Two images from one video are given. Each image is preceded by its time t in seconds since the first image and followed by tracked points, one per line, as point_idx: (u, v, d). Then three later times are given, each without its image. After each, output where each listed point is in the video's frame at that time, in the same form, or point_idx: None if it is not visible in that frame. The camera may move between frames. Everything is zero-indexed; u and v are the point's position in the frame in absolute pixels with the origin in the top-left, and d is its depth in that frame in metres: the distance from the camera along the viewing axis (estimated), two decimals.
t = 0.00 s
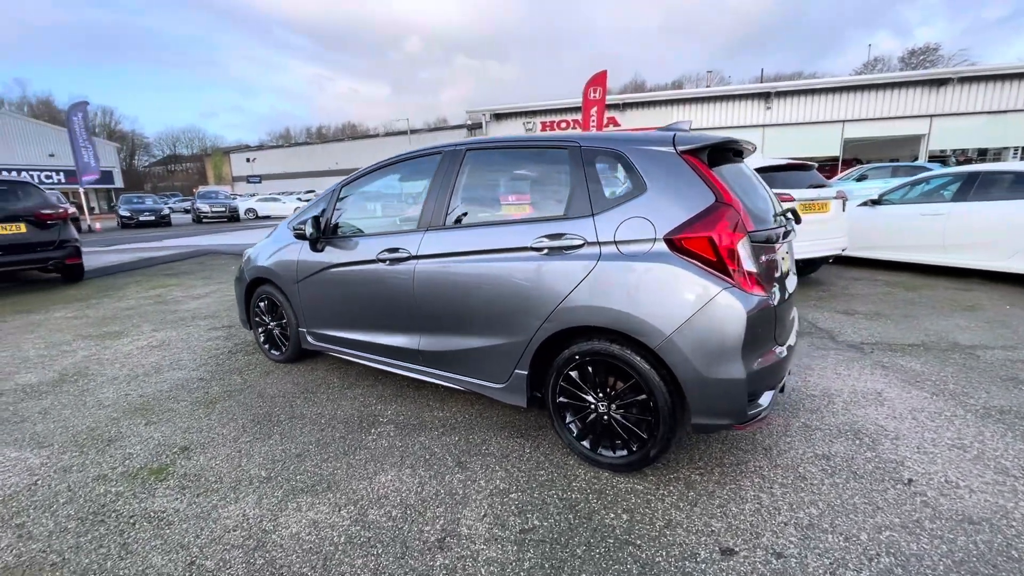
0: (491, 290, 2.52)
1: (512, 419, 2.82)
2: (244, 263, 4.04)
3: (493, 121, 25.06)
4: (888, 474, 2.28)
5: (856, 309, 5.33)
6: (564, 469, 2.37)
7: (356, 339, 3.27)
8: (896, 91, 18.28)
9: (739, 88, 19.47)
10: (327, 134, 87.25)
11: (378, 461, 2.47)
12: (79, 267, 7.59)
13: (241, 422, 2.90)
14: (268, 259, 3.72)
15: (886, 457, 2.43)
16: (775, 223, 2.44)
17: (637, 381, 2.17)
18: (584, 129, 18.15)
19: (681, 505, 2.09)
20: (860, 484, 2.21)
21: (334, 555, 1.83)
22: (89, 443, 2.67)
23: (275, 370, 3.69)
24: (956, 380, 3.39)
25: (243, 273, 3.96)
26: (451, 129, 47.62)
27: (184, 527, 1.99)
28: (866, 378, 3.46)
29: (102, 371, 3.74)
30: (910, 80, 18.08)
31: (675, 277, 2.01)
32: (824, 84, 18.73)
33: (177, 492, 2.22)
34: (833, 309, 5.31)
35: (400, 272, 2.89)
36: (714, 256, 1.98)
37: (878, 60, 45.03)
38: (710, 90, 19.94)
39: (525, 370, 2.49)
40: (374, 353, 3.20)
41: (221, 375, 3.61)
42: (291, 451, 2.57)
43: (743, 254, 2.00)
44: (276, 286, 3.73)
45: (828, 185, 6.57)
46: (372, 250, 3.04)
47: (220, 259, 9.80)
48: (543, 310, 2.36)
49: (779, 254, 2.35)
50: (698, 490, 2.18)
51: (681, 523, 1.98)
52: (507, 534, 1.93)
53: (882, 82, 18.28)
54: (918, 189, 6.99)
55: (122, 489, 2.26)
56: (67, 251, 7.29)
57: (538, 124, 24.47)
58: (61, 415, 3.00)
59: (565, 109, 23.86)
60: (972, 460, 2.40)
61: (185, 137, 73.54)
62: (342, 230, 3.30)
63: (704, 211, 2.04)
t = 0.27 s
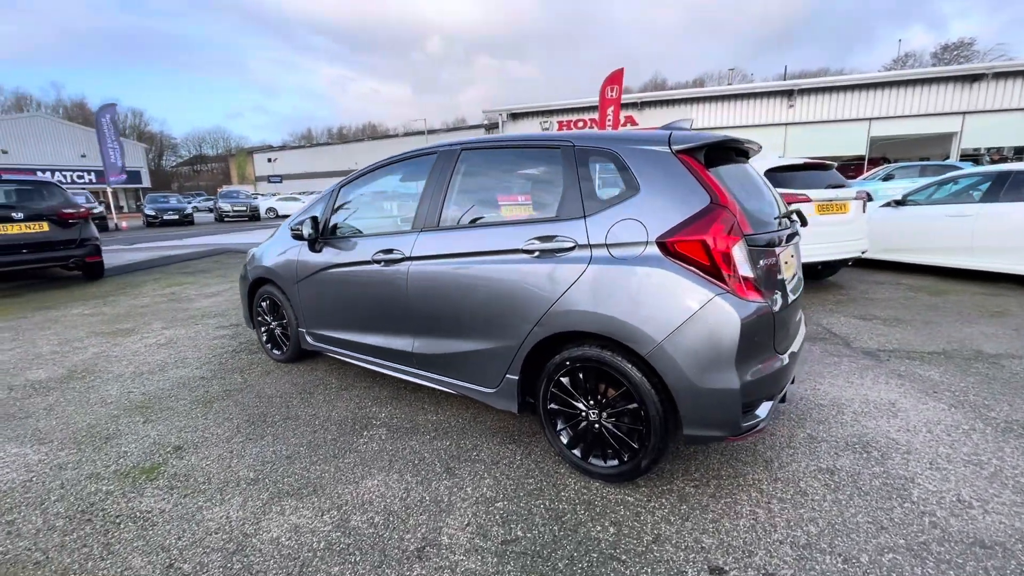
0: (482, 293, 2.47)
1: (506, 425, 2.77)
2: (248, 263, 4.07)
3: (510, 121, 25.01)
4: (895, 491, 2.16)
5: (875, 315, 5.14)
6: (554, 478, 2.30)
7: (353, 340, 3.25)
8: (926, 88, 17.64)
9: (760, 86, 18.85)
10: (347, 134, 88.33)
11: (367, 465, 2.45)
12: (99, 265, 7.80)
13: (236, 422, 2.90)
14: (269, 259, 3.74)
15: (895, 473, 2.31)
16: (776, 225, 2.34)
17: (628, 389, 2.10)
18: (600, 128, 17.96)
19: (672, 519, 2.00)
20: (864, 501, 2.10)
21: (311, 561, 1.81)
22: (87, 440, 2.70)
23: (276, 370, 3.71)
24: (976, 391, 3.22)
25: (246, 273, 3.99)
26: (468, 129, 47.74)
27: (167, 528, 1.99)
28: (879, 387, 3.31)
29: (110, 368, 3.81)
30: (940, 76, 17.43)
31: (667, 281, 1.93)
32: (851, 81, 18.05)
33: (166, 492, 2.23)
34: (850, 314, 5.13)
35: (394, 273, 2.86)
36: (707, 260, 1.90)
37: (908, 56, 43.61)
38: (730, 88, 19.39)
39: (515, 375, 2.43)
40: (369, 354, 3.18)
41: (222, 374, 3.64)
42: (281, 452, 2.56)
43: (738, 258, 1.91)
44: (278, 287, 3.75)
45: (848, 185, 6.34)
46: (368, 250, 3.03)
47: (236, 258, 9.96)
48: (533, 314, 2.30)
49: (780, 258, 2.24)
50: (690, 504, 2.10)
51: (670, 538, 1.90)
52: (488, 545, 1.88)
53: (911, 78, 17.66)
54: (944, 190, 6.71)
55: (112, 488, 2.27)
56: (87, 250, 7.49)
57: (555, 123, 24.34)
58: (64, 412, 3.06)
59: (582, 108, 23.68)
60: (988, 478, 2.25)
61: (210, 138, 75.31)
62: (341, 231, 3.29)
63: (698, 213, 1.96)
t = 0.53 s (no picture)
0: (473, 294, 2.44)
1: (498, 428, 2.73)
2: (253, 262, 4.12)
3: (526, 119, 24.95)
4: (897, 505, 2.06)
5: (893, 318, 4.95)
6: (541, 483, 2.26)
7: (350, 340, 3.26)
8: (958, 82, 16.98)
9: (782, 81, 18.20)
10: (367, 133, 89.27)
11: (355, 466, 2.44)
12: (120, 262, 8.02)
13: (232, 419, 2.93)
14: (272, 259, 3.77)
15: (898, 486, 2.20)
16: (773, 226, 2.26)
17: (615, 394, 2.04)
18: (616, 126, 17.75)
19: (658, 530, 1.94)
20: (863, 516, 2.01)
21: (289, 562, 1.80)
22: (88, 435, 2.76)
23: (277, 368, 3.74)
24: (994, 400, 3.06)
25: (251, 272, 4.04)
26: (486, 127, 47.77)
27: (153, 525, 2.01)
28: (890, 395, 3.18)
29: (119, 364, 3.89)
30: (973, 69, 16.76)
31: (653, 285, 1.88)
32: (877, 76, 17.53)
33: (156, 489, 2.26)
34: (866, 318, 4.95)
35: (388, 273, 2.85)
36: (695, 263, 1.84)
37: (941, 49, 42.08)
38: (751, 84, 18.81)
39: (504, 377, 2.39)
40: (365, 354, 3.18)
41: (225, 372, 3.69)
42: (273, 451, 2.58)
43: (729, 260, 1.84)
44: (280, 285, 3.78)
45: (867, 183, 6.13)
46: (363, 250, 3.03)
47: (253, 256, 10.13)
48: (522, 316, 2.26)
49: (778, 259, 2.17)
50: (679, 514, 2.03)
51: (654, 549, 1.84)
52: (467, 551, 1.85)
53: (941, 72, 17.02)
54: (971, 188, 6.43)
55: (105, 484, 2.31)
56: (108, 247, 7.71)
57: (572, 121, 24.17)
58: (70, 407, 3.13)
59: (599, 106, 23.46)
60: (999, 493, 2.13)
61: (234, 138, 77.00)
62: (339, 231, 3.30)
63: (687, 214, 1.89)
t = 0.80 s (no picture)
0: (457, 291, 2.47)
1: (485, 424, 2.75)
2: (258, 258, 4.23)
3: (543, 118, 24.90)
4: (881, 510, 2.01)
5: (905, 320, 4.81)
6: (520, 479, 2.27)
7: (345, 336, 3.32)
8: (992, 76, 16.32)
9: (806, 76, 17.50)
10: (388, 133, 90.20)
11: (342, 458, 2.49)
12: (142, 258, 8.31)
13: (230, 411, 3.02)
14: (274, 256, 3.87)
15: (885, 491, 2.15)
16: (760, 223, 2.22)
17: (591, 392, 2.04)
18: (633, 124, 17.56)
19: (631, 528, 1.94)
20: (843, 520, 1.97)
21: (266, 549, 1.86)
22: (93, 424, 2.88)
23: (279, 362, 3.84)
24: (1001, 405, 2.96)
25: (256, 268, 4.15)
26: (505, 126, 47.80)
27: (143, 511, 2.10)
28: (891, 398, 3.10)
29: (130, 356, 4.04)
30: (1009, 62, 16.07)
31: (627, 282, 1.87)
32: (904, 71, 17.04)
33: (150, 476, 2.35)
34: (877, 320, 4.82)
35: (380, 270, 2.90)
36: (668, 261, 1.82)
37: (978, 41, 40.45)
38: (773, 79, 18.16)
39: (487, 374, 2.41)
40: (359, 350, 3.24)
41: (228, 365, 3.80)
42: (265, 443, 2.65)
43: (703, 258, 1.82)
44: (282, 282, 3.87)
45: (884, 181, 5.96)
46: (357, 248, 3.08)
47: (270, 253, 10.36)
48: (502, 313, 2.27)
49: (762, 257, 2.14)
50: (655, 513, 2.02)
51: (624, 547, 1.84)
52: (439, 544, 1.88)
53: (974, 65, 16.37)
54: (997, 186, 6.20)
55: (104, 470, 2.41)
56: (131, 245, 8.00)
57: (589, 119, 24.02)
58: (80, 396, 3.27)
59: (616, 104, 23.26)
60: (991, 501, 2.06)
61: (259, 138, 78.76)
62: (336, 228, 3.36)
63: (662, 212, 1.88)
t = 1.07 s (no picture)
0: (439, 288, 2.55)
1: (468, 418, 2.84)
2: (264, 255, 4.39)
3: (561, 115, 24.88)
4: (847, 509, 2.03)
5: (911, 322, 4.71)
6: (496, 471, 2.35)
7: (341, 331, 3.44)
8: None
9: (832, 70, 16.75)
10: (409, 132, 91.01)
11: (329, 447, 2.61)
12: (165, 255, 8.65)
13: (231, 402, 3.18)
14: (278, 254, 4.02)
15: (856, 491, 2.16)
16: (733, 223, 2.23)
17: (560, 387, 2.10)
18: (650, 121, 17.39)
19: (595, 520, 1.99)
20: (807, 518, 1.99)
21: (247, 530, 1.98)
22: (104, 411, 3.07)
23: (282, 355, 4.00)
24: (995, 409, 2.90)
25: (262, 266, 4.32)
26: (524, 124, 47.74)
27: (140, 492, 2.25)
28: (881, 400, 3.06)
29: (145, 349, 4.26)
30: None
31: (591, 281, 1.93)
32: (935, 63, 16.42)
33: (150, 460, 2.50)
34: (881, 321, 4.74)
35: (371, 268, 3.01)
36: (630, 260, 1.87)
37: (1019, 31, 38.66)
38: (797, 73, 17.41)
39: (466, 369, 2.49)
40: (354, 344, 3.36)
41: (235, 358, 3.98)
42: (259, 432, 2.78)
43: (664, 259, 1.87)
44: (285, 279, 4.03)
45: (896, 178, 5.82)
46: (350, 246, 3.20)
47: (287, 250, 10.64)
48: (479, 310, 2.35)
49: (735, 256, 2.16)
50: (621, 506, 2.08)
51: (585, 538, 1.90)
52: (409, 530, 1.97)
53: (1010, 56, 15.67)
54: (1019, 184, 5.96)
55: (110, 454, 2.58)
56: (154, 242, 8.33)
57: (607, 116, 23.86)
58: (96, 386, 3.48)
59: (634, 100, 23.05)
60: (963, 504, 2.05)
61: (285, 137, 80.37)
62: (332, 227, 3.48)
63: (625, 213, 1.93)
